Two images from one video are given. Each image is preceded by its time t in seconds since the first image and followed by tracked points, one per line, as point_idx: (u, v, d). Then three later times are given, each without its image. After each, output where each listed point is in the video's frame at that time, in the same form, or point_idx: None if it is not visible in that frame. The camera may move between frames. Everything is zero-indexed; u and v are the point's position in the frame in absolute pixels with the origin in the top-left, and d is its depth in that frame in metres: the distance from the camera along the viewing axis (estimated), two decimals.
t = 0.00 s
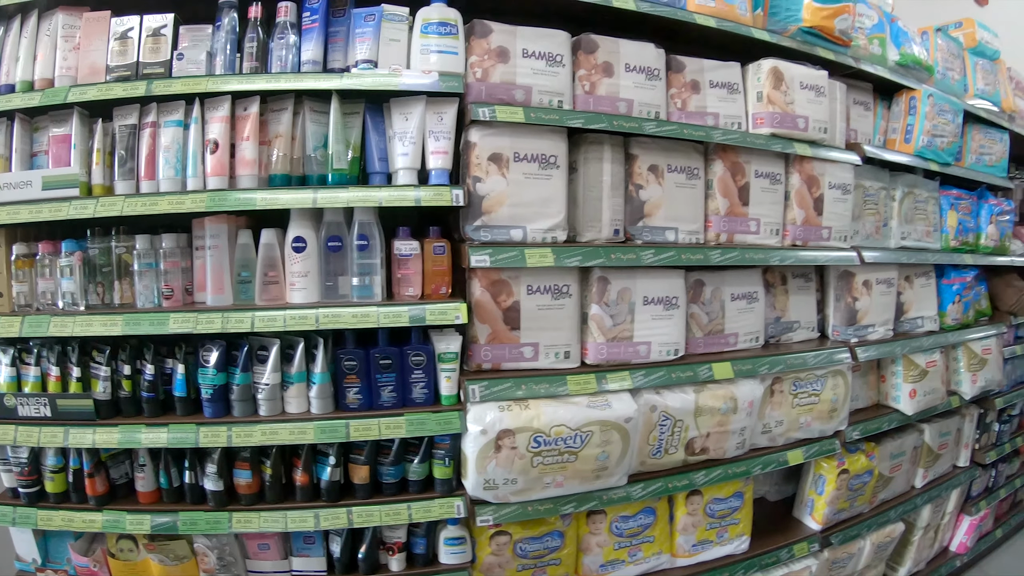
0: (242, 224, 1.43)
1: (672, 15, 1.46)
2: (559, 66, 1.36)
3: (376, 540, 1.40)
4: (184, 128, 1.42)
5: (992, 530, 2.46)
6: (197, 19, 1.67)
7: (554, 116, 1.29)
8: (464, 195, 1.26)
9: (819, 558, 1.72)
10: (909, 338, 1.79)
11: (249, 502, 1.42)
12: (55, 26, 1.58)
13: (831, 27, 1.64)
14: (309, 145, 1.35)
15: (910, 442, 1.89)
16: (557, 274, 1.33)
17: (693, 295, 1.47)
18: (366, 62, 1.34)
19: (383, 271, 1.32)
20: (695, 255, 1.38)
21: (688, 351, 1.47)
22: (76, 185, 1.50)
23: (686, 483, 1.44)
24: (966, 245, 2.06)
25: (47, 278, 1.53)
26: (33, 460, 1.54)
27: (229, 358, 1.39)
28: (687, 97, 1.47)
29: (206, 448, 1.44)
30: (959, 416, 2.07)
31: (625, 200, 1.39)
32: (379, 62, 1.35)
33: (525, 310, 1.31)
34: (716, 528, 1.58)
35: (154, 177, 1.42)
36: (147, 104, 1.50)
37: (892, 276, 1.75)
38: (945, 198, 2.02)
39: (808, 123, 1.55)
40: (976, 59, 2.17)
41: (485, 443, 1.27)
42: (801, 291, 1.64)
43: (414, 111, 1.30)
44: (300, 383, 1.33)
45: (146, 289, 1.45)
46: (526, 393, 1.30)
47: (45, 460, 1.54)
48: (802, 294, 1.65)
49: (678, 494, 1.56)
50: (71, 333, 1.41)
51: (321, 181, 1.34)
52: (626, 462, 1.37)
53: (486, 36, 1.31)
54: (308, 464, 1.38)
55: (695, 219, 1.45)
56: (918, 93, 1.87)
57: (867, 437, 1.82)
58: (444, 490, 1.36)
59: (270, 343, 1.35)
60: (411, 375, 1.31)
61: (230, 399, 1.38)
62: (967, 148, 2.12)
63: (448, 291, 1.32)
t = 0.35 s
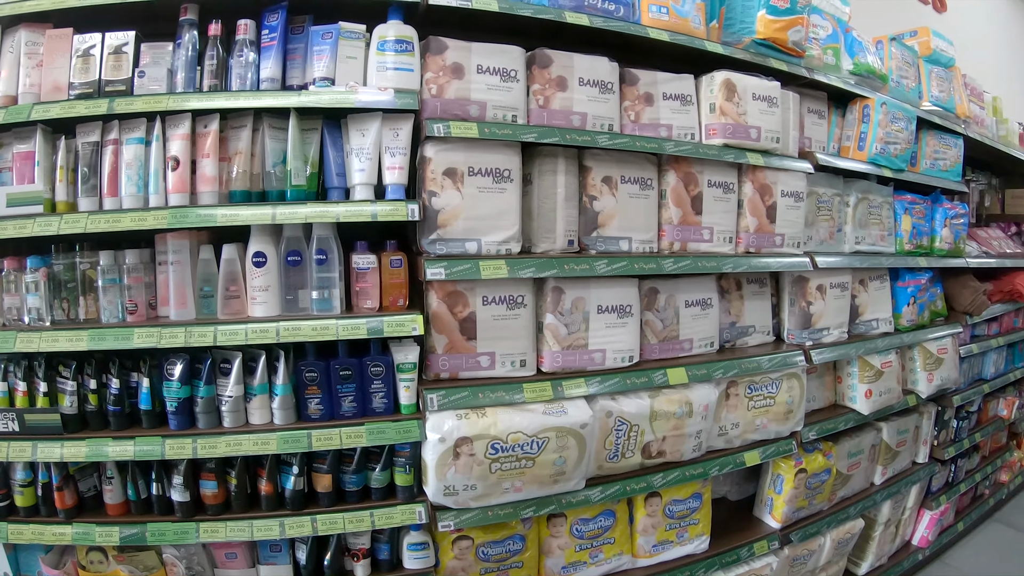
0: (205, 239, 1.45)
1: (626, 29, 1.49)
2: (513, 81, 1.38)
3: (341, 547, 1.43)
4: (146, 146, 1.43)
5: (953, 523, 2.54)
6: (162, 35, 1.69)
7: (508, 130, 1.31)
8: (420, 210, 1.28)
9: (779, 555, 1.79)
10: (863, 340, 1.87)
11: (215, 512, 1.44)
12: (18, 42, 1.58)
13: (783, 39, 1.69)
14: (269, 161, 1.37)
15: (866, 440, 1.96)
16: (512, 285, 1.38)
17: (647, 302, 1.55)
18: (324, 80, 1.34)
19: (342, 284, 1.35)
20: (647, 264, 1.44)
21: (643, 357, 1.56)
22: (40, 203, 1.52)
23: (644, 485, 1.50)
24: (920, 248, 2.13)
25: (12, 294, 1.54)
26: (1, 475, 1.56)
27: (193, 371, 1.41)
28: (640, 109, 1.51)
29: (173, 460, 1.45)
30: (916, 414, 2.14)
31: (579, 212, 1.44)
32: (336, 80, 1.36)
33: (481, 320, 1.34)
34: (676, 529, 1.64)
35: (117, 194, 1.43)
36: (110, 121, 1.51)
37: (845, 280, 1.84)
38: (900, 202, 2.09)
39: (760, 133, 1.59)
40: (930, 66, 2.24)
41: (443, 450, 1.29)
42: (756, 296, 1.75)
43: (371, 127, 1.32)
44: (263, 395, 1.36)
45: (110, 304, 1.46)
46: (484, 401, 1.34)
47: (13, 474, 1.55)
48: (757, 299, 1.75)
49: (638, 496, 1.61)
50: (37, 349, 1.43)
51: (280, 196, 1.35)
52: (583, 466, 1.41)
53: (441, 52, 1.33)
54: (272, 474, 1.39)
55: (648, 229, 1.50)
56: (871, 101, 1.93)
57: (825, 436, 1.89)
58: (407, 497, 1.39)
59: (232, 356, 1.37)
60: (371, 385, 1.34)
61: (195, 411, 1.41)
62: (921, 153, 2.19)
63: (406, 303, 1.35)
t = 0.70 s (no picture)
0: (200, 244, 1.47)
1: (615, 38, 1.52)
2: (505, 90, 1.40)
3: (336, 551, 1.44)
4: (143, 152, 1.45)
5: (944, 524, 2.57)
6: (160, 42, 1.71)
7: (499, 138, 1.33)
8: (413, 216, 1.30)
9: (771, 556, 1.81)
10: (851, 344, 1.90)
11: (210, 516, 1.45)
12: (15, 48, 1.60)
13: (770, 47, 1.72)
14: (264, 168, 1.39)
15: (856, 442, 1.98)
16: (504, 290, 1.40)
17: (638, 307, 1.57)
18: (318, 88, 1.37)
19: (336, 289, 1.37)
20: (637, 269, 1.47)
21: (634, 361, 1.58)
22: (37, 208, 1.53)
23: (636, 488, 1.52)
24: (907, 252, 2.17)
25: (8, 299, 1.55)
26: None
27: (189, 376, 1.43)
28: (629, 117, 1.53)
29: (168, 464, 1.46)
30: (905, 416, 2.17)
31: (570, 218, 1.47)
32: (331, 87, 1.38)
33: (474, 325, 1.37)
34: (668, 531, 1.66)
35: (114, 200, 1.45)
36: (107, 127, 1.53)
37: (832, 284, 1.87)
38: (887, 207, 2.12)
39: (747, 140, 1.62)
40: (915, 73, 2.28)
41: (437, 454, 1.30)
42: (744, 301, 1.78)
43: (365, 135, 1.35)
44: (258, 400, 1.37)
45: (106, 309, 1.46)
46: (477, 405, 1.36)
47: (8, 480, 1.56)
48: (746, 303, 1.78)
49: (630, 499, 1.63)
50: (32, 354, 1.43)
51: (275, 203, 1.37)
52: (576, 469, 1.43)
53: (433, 61, 1.35)
54: (268, 478, 1.41)
55: (638, 234, 1.53)
56: (857, 108, 1.97)
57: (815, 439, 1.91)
58: (401, 500, 1.41)
59: (228, 361, 1.38)
60: (366, 389, 1.35)
61: (190, 416, 1.42)
62: (907, 158, 2.23)
63: (400, 308, 1.37)
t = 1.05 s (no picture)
0: (219, 252, 1.48)
1: (629, 49, 1.55)
2: (522, 100, 1.42)
3: (353, 559, 1.47)
4: (162, 158, 1.46)
5: (951, 530, 2.58)
6: (176, 49, 1.72)
7: (517, 148, 1.35)
8: (433, 225, 1.32)
9: (782, 562, 1.82)
10: (859, 350, 1.93)
11: (227, 524, 1.46)
12: (34, 53, 1.62)
13: (779, 58, 1.75)
14: (284, 176, 1.40)
15: (864, 448, 2.00)
16: (521, 298, 1.42)
17: (651, 315, 1.59)
18: (338, 96, 1.38)
19: (355, 297, 1.37)
20: (651, 278, 1.49)
21: (648, 368, 1.59)
22: (54, 213, 1.53)
23: (650, 494, 1.53)
24: (913, 259, 2.20)
25: (24, 304, 1.55)
26: (9, 488, 1.55)
27: (206, 384, 1.43)
28: (643, 127, 1.55)
29: (185, 472, 1.47)
30: (911, 422, 2.19)
31: (585, 227, 1.48)
32: (351, 96, 1.39)
33: (492, 333, 1.38)
34: (681, 537, 1.67)
35: (132, 206, 1.45)
36: (125, 133, 1.54)
37: (840, 291, 1.89)
38: (892, 215, 2.15)
39: (758, 149, 1.64)
40: (919, 83, 2.32)
41: (456, 461, 1.32)
42: (755, 308, 1.79)
43: (384, 143, 1.35)
44: (276, 408, 1.38)
45: (123, 315, 1.47)
46: (494, 413, 1.36)
47: (21, 487, 1.56)
48: (756, 311, 1.80)
49: (643, 506, 1.65)
50: (49, 361, 1.43)
51: (295, 211, 1.38)
52: (592, 476, 1.45)
53: (452, 71, 1.37)
54: (285, 486, 1.41)
55: (652, 243, 1.55)
56: (864, 118, 1.99)
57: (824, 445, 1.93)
58: (418, 507, 1.42)
59: (247, 369, 1.39)
60: (384, 397, 1.36)
61: (208, 423, 1.42)
62: (911, 167, 2.26)
63: (418, 316, 1.38)
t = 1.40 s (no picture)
0: (254, 265, 1.55)
1: (647, 72, 1.61)
2: (545, 122, 1.49)
3: (380, 561, 1.53)
4: (200, 175, 1.53)
5: (956, 538, 2.64)
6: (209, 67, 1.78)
7: (541, 169, 1.42)
8: (461, 241, 1.38)
9: (790, 567, 1.88)
10: (866, 362, 1.98)
11: (259, 527, 1.52)
12: (73, 70, 1.68)
13: (790, 79, 1.81)
14: (318, 193, 1.47)
15: (870, 457, 2.06)
16: (543, 312, 1.49)
17: (666, 327, 1.66)
18: (371, 118, 1.45)
19: (385, 310, 1.44)
20: (667, 292, 1.55)
21: (662, 379, 1.66)
22: (94, 226, 1.59)
23: (664, 499, 1.59)
24: (918, 272, 2.26)
25: (62, 313, 1.62)
26: (44, 491, 1.62)
27: (241, 392, 1.50)
28: (659, 147, 1.62)
29: (219, 476, 1.54)
30: (917, 432, 2.25)
31: (603, 243, 1.55)
32: (382, 117, 1.46)
33: (515, 345, 1.46)
34: (693, 542, 1.74)
35: (171, 220, 1.52)
36: (163, 149, 1.61)
37: (847, 304, 1.95)
38: (898, 230, 2.21)
39: (769, 168, 1.71)
40: (926, 100, 2.37)
41: (481, 467, 1.39)
42: (765, 321, 1.85)
43: (414, 163, 1.42)
44: (309, 415, 1.45)
45: (161, 325, 1.54)
46: (517, 421, 1.43)
47: (57, 490, 1.62)
48: (766, 324, 1.86)
49: (657, 512, 1.71)
50: (88, 369, 1.50)
51: (328, 227, 1.45)
52: (608, 481, 1.52)
53: (479, 94, 1.44)
54: (317, 490, 1.48)
55: (666, 258, 1.61)
56: (871, 135, 2.05)
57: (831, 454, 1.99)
58: (444, 511, 1.49)
59: (281, 378, 1.46)
60: (412, 406, 1.43)
61: (242, 430, 1.49)
62: (917, 182, 2.32)
63: (445, 328, 1.46)
